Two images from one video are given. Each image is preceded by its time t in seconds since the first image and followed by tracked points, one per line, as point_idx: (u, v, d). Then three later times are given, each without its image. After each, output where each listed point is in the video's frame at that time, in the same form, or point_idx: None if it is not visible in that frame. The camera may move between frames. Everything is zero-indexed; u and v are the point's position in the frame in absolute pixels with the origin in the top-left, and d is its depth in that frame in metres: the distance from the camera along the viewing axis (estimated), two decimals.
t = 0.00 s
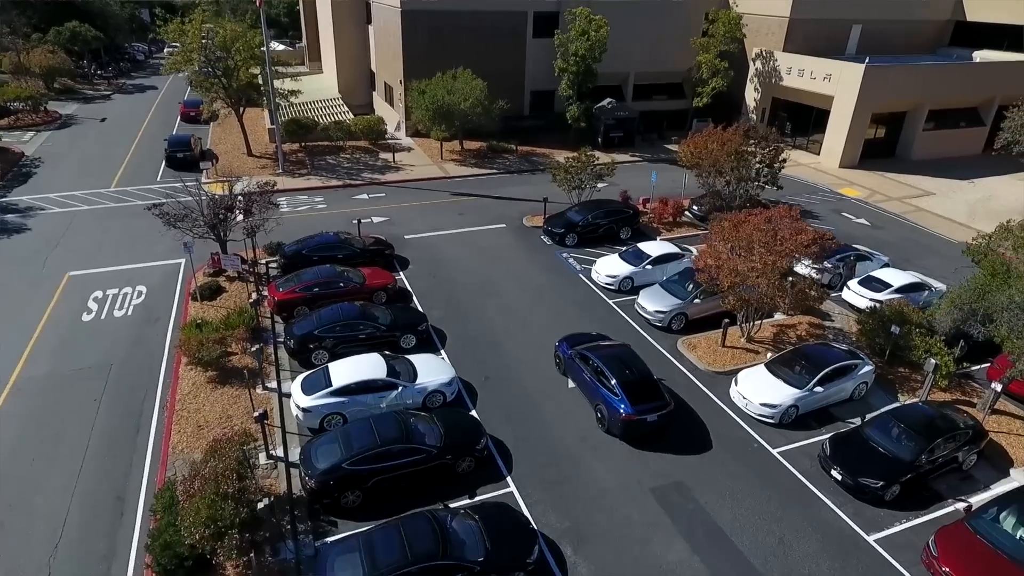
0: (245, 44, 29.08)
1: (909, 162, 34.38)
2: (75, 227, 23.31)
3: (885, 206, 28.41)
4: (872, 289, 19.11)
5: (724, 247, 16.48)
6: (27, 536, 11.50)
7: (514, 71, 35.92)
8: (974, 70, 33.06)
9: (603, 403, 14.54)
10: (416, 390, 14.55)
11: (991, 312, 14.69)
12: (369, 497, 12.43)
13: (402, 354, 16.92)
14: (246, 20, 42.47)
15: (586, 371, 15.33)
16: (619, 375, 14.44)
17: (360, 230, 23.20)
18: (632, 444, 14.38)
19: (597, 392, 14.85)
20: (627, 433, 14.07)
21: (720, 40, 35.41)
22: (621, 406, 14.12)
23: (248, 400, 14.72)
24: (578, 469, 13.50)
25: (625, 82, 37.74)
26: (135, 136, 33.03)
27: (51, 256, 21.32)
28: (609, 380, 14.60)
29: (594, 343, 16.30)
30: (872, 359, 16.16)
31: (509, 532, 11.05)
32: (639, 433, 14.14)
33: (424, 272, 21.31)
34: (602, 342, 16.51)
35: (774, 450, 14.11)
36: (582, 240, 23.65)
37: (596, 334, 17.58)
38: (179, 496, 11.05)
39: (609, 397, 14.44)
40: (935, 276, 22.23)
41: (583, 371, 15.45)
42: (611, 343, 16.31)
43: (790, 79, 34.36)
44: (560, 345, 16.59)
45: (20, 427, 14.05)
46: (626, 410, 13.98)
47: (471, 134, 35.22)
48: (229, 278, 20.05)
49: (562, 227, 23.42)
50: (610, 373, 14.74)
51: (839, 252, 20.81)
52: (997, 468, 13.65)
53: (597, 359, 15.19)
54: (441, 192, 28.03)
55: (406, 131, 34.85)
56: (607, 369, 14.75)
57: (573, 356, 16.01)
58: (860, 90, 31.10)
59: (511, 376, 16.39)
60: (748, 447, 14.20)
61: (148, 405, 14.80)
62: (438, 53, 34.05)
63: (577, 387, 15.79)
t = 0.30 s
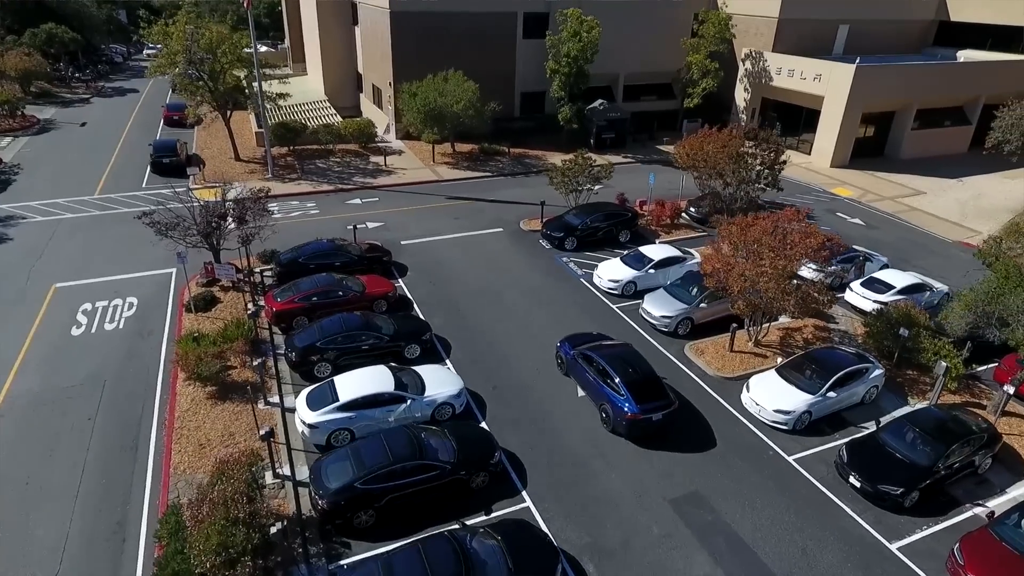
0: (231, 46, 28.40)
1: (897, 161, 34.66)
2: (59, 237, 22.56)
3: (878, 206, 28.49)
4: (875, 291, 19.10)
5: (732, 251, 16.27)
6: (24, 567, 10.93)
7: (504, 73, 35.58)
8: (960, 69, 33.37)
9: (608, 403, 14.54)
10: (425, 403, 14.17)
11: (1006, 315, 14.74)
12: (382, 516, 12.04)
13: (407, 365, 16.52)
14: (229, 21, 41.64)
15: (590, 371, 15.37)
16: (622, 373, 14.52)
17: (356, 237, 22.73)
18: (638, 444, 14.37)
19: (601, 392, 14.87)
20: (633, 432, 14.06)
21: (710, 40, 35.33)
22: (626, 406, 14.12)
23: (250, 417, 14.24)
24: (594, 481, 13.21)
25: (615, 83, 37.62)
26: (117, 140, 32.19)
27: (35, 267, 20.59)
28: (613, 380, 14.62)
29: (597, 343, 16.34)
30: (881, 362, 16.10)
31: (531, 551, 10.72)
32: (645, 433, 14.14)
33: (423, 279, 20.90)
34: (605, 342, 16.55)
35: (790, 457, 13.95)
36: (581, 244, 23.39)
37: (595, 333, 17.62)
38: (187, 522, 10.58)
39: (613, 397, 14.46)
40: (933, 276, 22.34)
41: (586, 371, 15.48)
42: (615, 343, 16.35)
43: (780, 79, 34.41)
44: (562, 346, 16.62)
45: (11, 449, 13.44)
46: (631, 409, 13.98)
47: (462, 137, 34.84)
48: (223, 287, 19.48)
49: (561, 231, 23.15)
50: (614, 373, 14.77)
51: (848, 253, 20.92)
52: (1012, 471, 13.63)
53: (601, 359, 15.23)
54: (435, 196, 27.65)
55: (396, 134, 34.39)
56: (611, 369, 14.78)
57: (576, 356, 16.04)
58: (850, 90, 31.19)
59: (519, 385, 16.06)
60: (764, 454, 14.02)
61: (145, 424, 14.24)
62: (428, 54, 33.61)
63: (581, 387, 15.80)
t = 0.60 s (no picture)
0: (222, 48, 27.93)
1: (890, 161, 34.84)
2: (49, 244, 22.03)
3: (875, 206, 28.44)
4: (879, 292, 19.12)
5: (741, 253, 16.00)
6: None
7: (498, 74, 35.34)
8: (952, 70, 33.61)
9: (612, 403, 14.55)
10: (434, 412, 13.91)
11: None
12: (395, 531, 11.77)
13: (412, 374, 16.24)
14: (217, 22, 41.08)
15: (593, 371, 15.36)
16: (626, 373, 14.54)
17: (354, 242, 22.40)
18: (642, 444, 14.39)
19: (605, 392, 14.86)
20: (638, 432, 14.07)
21: (704, 41, 35.26)
22: (631, 406, 14.13)
23: (255, 430, 13.92)
24: (609, 492, 13.01)
25: (608, 83, 37.53)
26: (105, 144, 31.57)
27: (26, 276, 20.07)
28: (617, 380, 14.63)
29: (599, 343, 16.33)
30: (890, 365, 16.07)
31: (551, 566, 10.48)
32: (650, 432, 14.16)
33: (425, 284, 20.62)
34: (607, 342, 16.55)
35: (804, 463, 13.86)
36: (582, 247, 23.21)
37: (596, 333, 17.65)
38: (195, 543, 10.25)
39: (617, 396, 14.47)
40: (933, 276, 22.42)
41: (589, 371, 15.46)
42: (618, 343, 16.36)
43: (774, 80, 34.44)
44: (564, 346, 16.59)
45: (6, 466, 13.01)
46: (636, 409, 14.00)
47: (457, 139, 34.55)
48: (220, 295, 19.09)
49: (562, 234, 22.95)
50: (618, 373, 14.78)
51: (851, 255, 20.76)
52: None
53: (604, 359, 15.22)
54: (433, 200, 27.36)
55: (390, 136, 34.05)
56: (614, 369, 14.79)
57: (578, 357, 16.01)
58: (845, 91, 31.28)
59: (527, 393, 15.84)
60: (778, 461, 13.91)
61: (146, 438, 13.85)
62: (421, 55, 33.27)
63: (584, 387, 15.78)
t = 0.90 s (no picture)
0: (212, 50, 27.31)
1: (883, 161, 35.01)
2: (37, 254, 21.32)
3: (872, 206, 28.49)
4: (885, 294, 19.04)
5: (755, 256, 15.96)
6: None
7: (492, 76, 35.00)
8: (943, 70, 33.85)
9: (619, 404, 14.51)
10: (448, 426, 13.56)
11: None
12: (415, 552, 11.41)
13: (421, 385, 15.86)
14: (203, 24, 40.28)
15: (598, 371, 15.32)
16: (633, 373, 14.49)
17: (354, 248, 21.96)
18: (651, 444, 14.39)
19: (611, 391, 14.83)
20: (646, 432, 14.06)
21: (698, 43, 35.08)
22: (639, 406, 14.11)
23: (263, 447, 13.48)
24: (630, 505, 12.74)
25: (602, 84, 37.38)
26: (90, 149, 30.76)
27: (14, 288, 19.37)
28: (623, 380, 14.60)
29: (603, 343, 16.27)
30: (903, 369, 15.98)
31: None
32: (658, 432, 14.16)
33: (427, 291, 20.23)
34: (611, 342, 16.49)
35: (824, 471, 13.71)
36: (585, 251, 22.96)
37: (596, 333, 17.63)
38: (211, 571, 9.81)
39: (624, 396, 14.44)
40: (934, 277, 22.46)
41: (594, 371, 15.41)
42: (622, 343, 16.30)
43: (768, 80, 34.43)
44: (567, 346, 16.52)
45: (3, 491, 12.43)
46: (644, 409, 13.98)
47: (452, 141, 34.14)
48: (219, 305, 18.57)
49: (564, 238, 22.68)
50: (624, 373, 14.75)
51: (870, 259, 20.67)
52: None
53: (609, 359, 15.18)
54: (430, 204, 26.97)
55: (383, 139, 33.59)
56: (620, 369, 14.75)
57: (583, 356, 15.95)
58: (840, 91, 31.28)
59: (540, 403, 15.51)
60: (798, 469, 13.75)
61: (149, 457, 13.34)
62: (414, 57, 32.82)
63: (589, 387, 15.73)
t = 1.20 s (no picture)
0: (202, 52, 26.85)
1: (877, 161, 35.15)
2: (28, 261, 20.78)
3: (868, 206, 28.56)
4: (889, 296, 19.03)
5: (762, 260, 15.95)
6: None
7: (486, 77, 34.72)
8: (935, 70, 34.06)
9: (624, 403, 14.71)
10: (460, 436, 13.31)
11: None
12: (431, 567, 11.14)
13: (428, 393, 15.58)
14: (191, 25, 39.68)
15: (602, 371, 15.54)
16: (637, 372, 14.72)
17: (353, 253, 21.63)
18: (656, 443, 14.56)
19: (615, 391, 15.04)
20: (652, 431, 14.25)
21: (692, 43, 35.06)
22: (644, 405, 14.30)
23: (270, 461, 13.14)
24: (647, 514, 12.55)
25: (596, 86, 37.28)
26: (78, 153, 30.14)
27: (4, 297, 18.82)
28: (628, 380, 14.81)
29: (606, 343, 16.48)
30: (912, 371, 15.95)
31: None
32: (663, 431, 14.36)
33: (430, 297, 19.95)
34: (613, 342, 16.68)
35: (839, 476, 13.62)
36: (587, 254, 22.79)
37: (600, 333, 17.77)
38: None
39: (629, 396, 14.64)
40: (935, 278, 22.49)
41: (598, 372, 15.62)
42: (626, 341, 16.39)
43: (762, 81, 34.45)
44: (570, 346, 16.71)
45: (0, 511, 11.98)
46: (649, 408, 14.17)
47: (446, 143, 33.83)
48: (217, 313, 18.17)
49: (566, 241, 22.50)
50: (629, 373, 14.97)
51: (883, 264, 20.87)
52: None
53: (614, 359, 15.41)
54: (428, 207, 26.69)
55: (377, 141, 33.23)
56: (624, 369, 14.97)
57: (586, 357, 16.16)
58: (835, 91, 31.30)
59: (549, 410, 15.30)
60: (813, 474, 13.65)
61: (152, 473, 12.95)
62: (407, 58, 32.48)
63: (593, 387, 15.93)
